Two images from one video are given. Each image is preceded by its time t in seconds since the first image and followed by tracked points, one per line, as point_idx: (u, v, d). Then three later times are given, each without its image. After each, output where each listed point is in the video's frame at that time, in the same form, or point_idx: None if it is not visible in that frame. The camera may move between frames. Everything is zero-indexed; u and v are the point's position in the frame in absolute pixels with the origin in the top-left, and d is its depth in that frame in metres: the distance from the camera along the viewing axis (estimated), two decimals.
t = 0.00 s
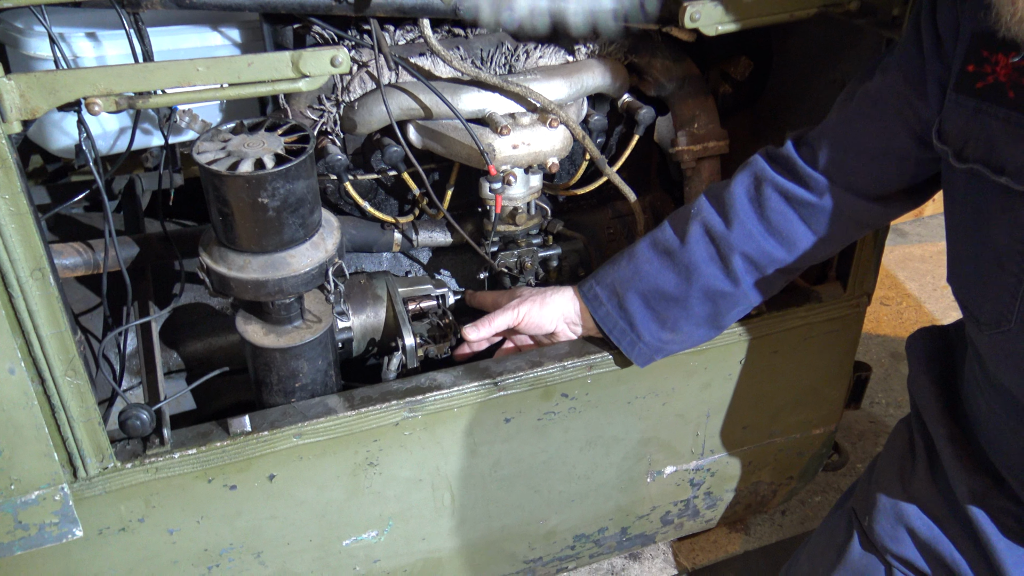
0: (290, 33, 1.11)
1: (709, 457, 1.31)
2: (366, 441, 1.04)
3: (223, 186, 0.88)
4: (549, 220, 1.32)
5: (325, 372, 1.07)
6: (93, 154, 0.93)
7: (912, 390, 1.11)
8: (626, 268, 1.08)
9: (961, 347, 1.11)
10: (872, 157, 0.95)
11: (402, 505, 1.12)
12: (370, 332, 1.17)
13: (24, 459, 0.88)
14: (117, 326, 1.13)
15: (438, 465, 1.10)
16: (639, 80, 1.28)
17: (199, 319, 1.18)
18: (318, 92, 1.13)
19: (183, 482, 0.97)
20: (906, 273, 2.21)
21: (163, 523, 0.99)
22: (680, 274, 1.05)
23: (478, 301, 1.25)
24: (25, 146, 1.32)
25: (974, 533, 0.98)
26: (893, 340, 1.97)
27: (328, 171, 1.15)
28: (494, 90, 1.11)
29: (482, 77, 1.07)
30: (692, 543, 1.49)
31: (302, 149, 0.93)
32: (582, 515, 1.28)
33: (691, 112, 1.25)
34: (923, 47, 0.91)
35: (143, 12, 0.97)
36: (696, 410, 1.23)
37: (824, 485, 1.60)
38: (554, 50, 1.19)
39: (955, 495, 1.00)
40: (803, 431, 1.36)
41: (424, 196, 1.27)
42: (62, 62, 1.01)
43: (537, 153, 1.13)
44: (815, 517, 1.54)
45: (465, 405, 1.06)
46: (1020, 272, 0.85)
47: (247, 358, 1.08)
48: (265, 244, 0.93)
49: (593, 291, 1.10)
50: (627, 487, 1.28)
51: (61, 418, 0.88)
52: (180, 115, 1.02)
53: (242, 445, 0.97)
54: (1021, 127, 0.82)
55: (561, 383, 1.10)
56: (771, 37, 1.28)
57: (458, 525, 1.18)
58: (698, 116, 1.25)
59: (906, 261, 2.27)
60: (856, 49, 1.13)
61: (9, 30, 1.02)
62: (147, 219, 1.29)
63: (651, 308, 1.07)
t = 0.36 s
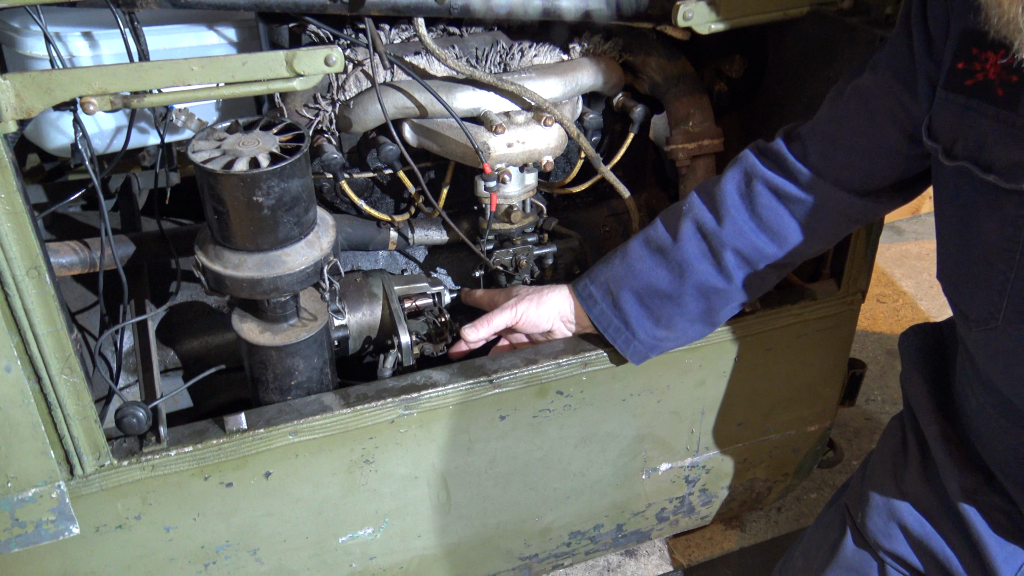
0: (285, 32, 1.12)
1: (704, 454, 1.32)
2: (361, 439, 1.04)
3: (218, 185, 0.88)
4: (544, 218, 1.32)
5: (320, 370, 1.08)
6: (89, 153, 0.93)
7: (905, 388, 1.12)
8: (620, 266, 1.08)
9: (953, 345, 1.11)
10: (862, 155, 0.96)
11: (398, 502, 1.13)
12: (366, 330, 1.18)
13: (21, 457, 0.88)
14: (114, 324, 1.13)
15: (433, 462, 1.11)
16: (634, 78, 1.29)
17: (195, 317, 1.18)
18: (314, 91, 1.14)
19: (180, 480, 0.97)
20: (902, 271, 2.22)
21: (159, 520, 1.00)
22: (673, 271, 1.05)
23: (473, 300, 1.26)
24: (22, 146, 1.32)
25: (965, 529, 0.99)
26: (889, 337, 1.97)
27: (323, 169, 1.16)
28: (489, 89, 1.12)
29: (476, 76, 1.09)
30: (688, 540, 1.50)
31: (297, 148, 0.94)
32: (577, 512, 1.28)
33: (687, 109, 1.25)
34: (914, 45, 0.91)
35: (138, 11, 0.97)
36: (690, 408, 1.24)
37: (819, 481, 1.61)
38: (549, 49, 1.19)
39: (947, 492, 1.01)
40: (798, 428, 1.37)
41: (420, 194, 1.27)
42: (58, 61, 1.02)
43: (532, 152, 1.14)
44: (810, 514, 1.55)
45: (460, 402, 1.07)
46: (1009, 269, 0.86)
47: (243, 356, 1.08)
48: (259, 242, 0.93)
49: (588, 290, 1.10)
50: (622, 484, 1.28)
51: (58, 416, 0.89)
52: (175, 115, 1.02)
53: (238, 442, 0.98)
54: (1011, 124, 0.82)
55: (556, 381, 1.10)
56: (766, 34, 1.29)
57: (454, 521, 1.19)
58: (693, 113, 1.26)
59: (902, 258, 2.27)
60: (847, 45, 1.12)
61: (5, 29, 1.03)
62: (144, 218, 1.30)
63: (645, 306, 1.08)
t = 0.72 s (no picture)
0: (292, 37, 1.14)
1: (706, 452, 1.33)
2: (369, 438, 1.06)
3: (229, 189, 0.90)
4: (548, 220, 1.35)
5: (329, 370, 1.10)
6: (102, 156, 0.95)
7: (902, 386, 1.14)
8: (639, 265, 1.12)
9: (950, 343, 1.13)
10: (861, 155, 1.00)
11: (404, 500, 1.14)
12: (373, 331, 1.20)
13: (36, 455, 0.90)
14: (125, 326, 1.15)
15: (439, 461, 1.12)
16: (635, 81, 1.30)
17: (204, 318, 1.20)
18: (321, 96, 1.15)
19: (191, 478, 0.99)
20: (902, 271, 2.23)
21: (171, 518, 1.01)
22: (693, 269, 1.10)
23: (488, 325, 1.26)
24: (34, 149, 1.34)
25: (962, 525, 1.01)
26: (889, 337, 1.99)
27: (330, 173, 1.17)
28: (493, 93, 1.14)
29: (481, 81, 1.10)
30: (690, 538, 1.51)
31: (306, 152, 0.95)
32: (581, 510, 1.30)
33: (688, 111, 1.26)
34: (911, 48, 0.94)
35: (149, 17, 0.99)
36: (693, 406, 1.26)
37: (820, 480, 1.62)
38: (552, 53, 1.21)
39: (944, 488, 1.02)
40: (799, 427, 1.39)
41: (425, 196, 1.29)
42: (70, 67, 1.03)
43: (536, 154, 1.16)
44: (812, 512, 1.57)
45: (466, 402, 1.08)
46: (1004, 269, 0.87)
47: (253, 357, 1.10)
48: (270, 244, 0.95)
49: (608, 289, 1.13)
50: (626, 482, 1.30)
51: (72, 416, 0.90)
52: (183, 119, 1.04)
53: (248, 441, 0.99)
54: (1003, 123, 0.85)
55: (560, 380, 1.12)
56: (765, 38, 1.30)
57: (460, 519, 1.20)
58: (694, 116, 1.26)
59: (902, 259, 2.29)
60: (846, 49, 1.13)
61: (17, 36, 1.05)
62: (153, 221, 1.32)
63: (664, 303, 1.11)
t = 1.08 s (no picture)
0: (305, 47, 1.18)
1: (712, 458, 1.35)
2: (380, 442, 1.07)
3: (246, 196, 0.92)
4: (557, 227, 1.36)
5: (340, 374, 1.11)
6: (121, 164, 0.97)
7: (907, 393, 1.15)
8: (655, 269, 1.14)
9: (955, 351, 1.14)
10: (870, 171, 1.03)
11: (413, 504, 1.16)
12: (383, 337, 1.21)
13: (54, 457, 0.91)
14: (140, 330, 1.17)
15: (449, 465, 1.14)
16: (644, 91, 1.32)
17: (217, 323, 1.22)
18: (334, 104, 1.17)
19: (205, 480, 1.01)
20: (906, 279, 2.25)
21: (185, 520, 1.03)
22: (709, 275, 1.13)
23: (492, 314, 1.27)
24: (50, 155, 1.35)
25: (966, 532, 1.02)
26: (893, 344, 2.00)
27: (342, 180, 1.19)
28: (504, 102, 1.16)
29: (492, 90, 1.12)
30: (696, 544, 1.52)
31: (321, 160, 0.97)
32: (588, 514, 1.31)
33: (695, 121, 1.27)
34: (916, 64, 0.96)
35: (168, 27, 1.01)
36: (699, 412, 1.27)
37: (825, 486, 1.63)
38: (562, 63, 1.24)
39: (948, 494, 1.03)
40: (804, 433, 1.40)
41: (435, 204, 1.31)
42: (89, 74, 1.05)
43: (546, 163, 1.17)
44: (816, 518, 1.58)
45: (475, 406, 1.10)
46: (1006, 278, 0.89)
47: (266, 362, 1.12)
48: (285, 251, 0.96)
49: (623, 291, 1.15)
50: (632, 487, 1.31)
51: (90, 418, 0.92)
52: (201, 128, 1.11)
53: (262, 445, 1.01)
54: (1002, 142, 0.88)
55: (568, 386, 1.14)
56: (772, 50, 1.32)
57: (469, 522, 1.21)
58: (701, 126, 1.27)
59: (907, 267, 2.30)
60: (852, 63, 1.15)
61: (37, 45, 1.07)
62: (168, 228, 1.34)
63: (679, 307, 1.13)
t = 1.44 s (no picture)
0: (307, 53, 1.18)
1: (710, 464, 1.35)
2: (377, 447, 1.07)
3: (245, 202, 0.92)
4: (556, 233, 1.36)
5: (339, 380, 1.11)
6: (122, 169, 0.98)
7: (903, 400, 1.16)
8: (647, 277, 1.16)
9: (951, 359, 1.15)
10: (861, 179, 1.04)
11: (411, 510, 1.16)
12: (382, 342, 1.22)
13: (53, 461, 0.92)
14: (139, 334, 1.17)
15: (447, 470, 1.14)
16: (643, 98, 1.32)
17: (216, 328, 1.22)
18: (335, 111, 1.18)
19: (203, 485, 1.01)
20: (905, 287, 2.25)
21: (182, 524, 1.03)
22: (699, 283, 1.14)
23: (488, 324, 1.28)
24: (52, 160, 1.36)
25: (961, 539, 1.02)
26: (892, 352, 2.00)
27: (342, 186, 1.19)
28: (503, 109, 1.16)
29: (491, 97, 1.12)
30: (693, 550, 1.52)
31: (321, 166, 0.97)
32: (585, 520, 1.31)
33: (694, 128, 1.27)
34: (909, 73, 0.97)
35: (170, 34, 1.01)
36: (697, 418, 1.27)
37: (822, 493, 1.63)
38: (562, 71, 1.25)
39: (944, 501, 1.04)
40: (802, 439, 1.40)
41: (435, 209, 1.31)
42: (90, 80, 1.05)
43: (545, 170, 1.18)
44: (814, 525, 1.58)
45: (473, 412, 1.10)
46: (1001, 287, 0.89)
47: (264, 366, 1.12)
48: (284, 256, 0.97)
49: (616, 300, 1.17)
50: (630, 494, 1.31)
51: (89, 422, 0.92)
52: (200, 132, 1.06)
53: (260, 449, 1.01)
54: (989, 153, 0.89)
55: (566, 391, 1.14)
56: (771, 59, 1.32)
57: (466, 528, 1.22)
58: (699, 133, 1.27)
59: (906, 275, 2.30)
60: (849, 71, 1.15)
61: (39, 50, 1.07)
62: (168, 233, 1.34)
63: (670, 315, 1.15)
